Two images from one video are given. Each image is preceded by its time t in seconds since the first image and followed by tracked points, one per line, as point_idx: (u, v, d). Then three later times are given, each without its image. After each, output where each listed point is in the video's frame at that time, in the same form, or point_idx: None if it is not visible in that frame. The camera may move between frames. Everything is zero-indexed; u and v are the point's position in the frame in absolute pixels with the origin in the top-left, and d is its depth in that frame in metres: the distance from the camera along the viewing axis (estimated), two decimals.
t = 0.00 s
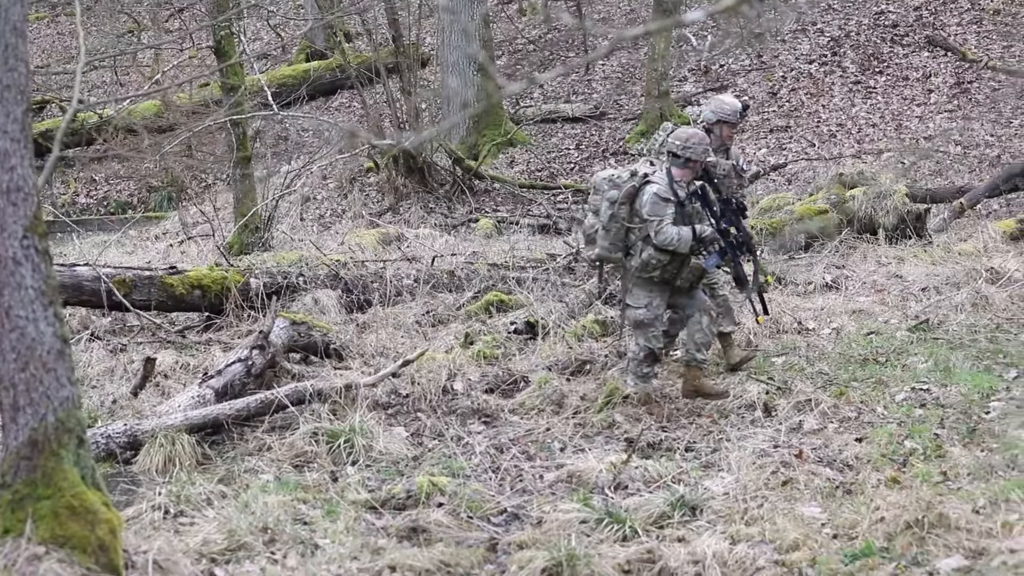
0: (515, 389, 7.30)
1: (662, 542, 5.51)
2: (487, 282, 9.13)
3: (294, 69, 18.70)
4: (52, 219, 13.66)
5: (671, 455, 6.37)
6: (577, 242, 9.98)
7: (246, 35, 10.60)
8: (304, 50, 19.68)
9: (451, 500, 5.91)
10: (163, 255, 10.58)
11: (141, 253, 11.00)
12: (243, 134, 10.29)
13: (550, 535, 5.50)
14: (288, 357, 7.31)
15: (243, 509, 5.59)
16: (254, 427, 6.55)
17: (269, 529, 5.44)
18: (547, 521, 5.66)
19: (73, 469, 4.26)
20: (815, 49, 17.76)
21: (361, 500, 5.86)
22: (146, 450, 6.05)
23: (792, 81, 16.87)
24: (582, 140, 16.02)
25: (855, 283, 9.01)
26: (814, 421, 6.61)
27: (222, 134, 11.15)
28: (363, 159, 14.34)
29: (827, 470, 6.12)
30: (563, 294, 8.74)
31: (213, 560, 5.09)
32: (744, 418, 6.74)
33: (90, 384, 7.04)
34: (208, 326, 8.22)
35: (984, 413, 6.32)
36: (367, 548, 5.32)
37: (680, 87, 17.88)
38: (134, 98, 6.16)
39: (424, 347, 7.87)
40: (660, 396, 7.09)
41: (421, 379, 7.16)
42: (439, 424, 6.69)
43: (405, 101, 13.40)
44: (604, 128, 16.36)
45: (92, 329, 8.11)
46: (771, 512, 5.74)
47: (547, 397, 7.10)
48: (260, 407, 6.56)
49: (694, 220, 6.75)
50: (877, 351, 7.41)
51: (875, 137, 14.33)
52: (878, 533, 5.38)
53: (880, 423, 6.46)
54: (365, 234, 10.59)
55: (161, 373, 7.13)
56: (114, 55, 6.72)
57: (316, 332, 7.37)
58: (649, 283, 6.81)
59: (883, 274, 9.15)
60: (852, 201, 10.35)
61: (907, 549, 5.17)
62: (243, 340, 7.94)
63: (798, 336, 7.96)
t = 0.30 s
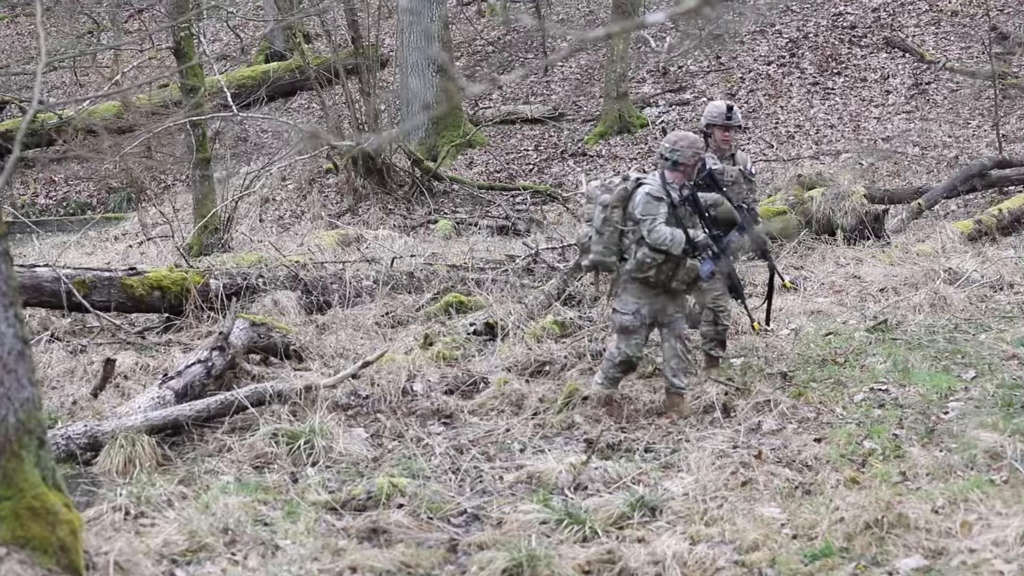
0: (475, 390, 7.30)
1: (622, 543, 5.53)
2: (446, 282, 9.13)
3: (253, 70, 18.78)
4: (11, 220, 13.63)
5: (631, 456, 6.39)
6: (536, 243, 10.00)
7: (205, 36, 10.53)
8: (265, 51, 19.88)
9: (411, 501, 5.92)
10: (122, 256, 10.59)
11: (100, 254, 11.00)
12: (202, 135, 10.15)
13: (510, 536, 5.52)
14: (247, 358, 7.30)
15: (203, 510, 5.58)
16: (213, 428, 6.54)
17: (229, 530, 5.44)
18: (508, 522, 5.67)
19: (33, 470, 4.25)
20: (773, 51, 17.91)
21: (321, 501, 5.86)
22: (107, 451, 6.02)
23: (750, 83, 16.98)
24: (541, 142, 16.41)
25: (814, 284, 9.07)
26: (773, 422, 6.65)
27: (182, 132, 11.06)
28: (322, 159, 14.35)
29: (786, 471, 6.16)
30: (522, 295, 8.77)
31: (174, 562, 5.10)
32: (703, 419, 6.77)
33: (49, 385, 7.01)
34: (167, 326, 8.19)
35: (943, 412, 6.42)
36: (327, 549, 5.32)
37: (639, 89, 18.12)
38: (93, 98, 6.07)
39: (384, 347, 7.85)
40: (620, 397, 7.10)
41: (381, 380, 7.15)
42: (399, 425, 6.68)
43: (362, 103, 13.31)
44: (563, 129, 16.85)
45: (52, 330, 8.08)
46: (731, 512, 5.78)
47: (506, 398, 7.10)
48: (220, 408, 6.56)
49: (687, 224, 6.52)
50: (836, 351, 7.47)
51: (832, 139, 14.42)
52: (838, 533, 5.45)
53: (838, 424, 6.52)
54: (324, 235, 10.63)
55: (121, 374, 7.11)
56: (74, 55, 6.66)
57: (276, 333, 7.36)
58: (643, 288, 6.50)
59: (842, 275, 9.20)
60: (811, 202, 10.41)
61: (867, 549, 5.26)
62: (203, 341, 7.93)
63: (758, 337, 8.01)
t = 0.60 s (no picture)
0: (431, 392, 7.29)
1: (579, 545, 5.53)
2: (401, 285, 9.17)
3: (207, 72, 19.19)
4: None
5: (587, 458, 6.40)
6: (491, 245, 10.08)
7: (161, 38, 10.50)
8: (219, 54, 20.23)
9: (368, 503, 5.91)
10: (77, 259, 10.62)
11: (56, 257, 11.03)
12: (158, 138, 10.29)
13: (468, 538, 5.53)
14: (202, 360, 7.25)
15: (160, 513, 5.56)
16: (170, 431, 6.50)
17: (187, 533, 5.41)
18: (465, 525, 5.68)
19: None
20: (728, 54, 18.28)
21: (278, 504, 5.85)
22: (63, 454, 5.95)
23: (704, 85, 17.37)
24: (496, 145, 16.81)
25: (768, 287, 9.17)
26: (729, 424, 6.71)
27: (138, 134, 11.08)
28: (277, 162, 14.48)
29: (742, 472, 6.20)
30: (477, 297, 8.84)
31: (132, 565, 5.09)
32: (659, 421, 6.81)
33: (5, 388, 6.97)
34: (123, 329, 8.18)
35: (898, 414, 6.57)
36: (285, 551, 5.32)
37: (593, 92, 18.51)
38: (49, 101, 5.96)
39: (340, 350, 7.85)
40: (577, 400, 7.10)
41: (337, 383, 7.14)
42: (355, 427, 6.67)
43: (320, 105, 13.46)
44: (518, 132, 17.32)
45: (7, 332, 8.02)
46: (687, 513, 5.80)
47: (462, 401, 7.11)
48: (177, 410, 6.52)
49: (667, 222, 6.39)
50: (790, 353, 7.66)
51: (786, 141, 14.73)
52: (794, 534, 5.50)
53: (793, 426, 6.60)
54: (279, 238, 10.72)
55: (77, 377, 7.08)
56: (32, 58, 6.62)
57: (231, 335, 7.32)
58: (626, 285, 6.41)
59: (796, 276, 9.32)
60: (768, 204, 10.67)
61: (824, 551, 5.35)
62: (159, 343, 7.92)
63: (714, 339, 8.14)
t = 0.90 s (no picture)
0: (387, 394, 7.30)
1: (536, 547, 5.53)
2: (357, 287, 9.18)
3: (161, 77, 19.20)
4: None
5: (543, 460, 6.41)
6: (446, 248, 10.12)
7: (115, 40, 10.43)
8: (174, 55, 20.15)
9: (324, 506, 5.90)
10: (31, 262, 10.58)
11: (9, 260, 11.00)
12: (113, 141, 10.20)
13: (425, 541, 5.53)
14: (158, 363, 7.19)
15: (116, 516, 5.53)
16: (126, 434, 6.44)
17: (143, 536, 5.38)
18: (422, 527, 5.68)
19: None
20: (682, 56, 18.41)
21: (235, 507, 5.83)
22: (18, 458, 5.86)
23: (659, 88, 17.49)
24: (450, 148, 16.91)
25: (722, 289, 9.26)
26: (685, 425, 6.75)
27: (94, 137, 11.08)
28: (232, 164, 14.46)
29: (699, 474, 6.23)
30: (432, 299, 8.88)
31: (88, 569, 5.06)
32: (615, 422, 6.83)
33: None
34: (79, 332, 8.12)
35: (853, 415, 6.67)
36: (242, 554, 5.30)
37: (547, 95, 18.68)
38: None
39: (295, 352, 7.85)
40: (534, 402, 7.12)
41: (293, 385, 7.13)
42: (311, 430, 6.65)
43: (273, 108, 13.46)
44: (472, 134, 17.52)
45: None
46: (644, 515, 5.81)
47: (418, 403, 7.11)
48: (133, 413, 6.46)
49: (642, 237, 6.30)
50: (746, 355, 7.80)
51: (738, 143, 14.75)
52: (751, 536, 5.51)
53: (750, 428, 6.66)
54: (234, 240, 10.73)
55: (31, 380, 7.02)
56: None
57: (187, 337, 7.26)
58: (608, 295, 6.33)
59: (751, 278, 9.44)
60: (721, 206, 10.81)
61: (781, 552, 5.37)
62: (115, 345, 7.89)
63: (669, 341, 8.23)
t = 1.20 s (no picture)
0: (346, 395, 7.30)
1: (496, 548, 5.53)
2: (315, 288, 9.17)
3: (120, 78, 18.99)
4: None
5: (503, 460, 6.41)
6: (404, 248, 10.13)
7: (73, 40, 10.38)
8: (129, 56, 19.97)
9: (284, 507, 5.87)
10: None
11: None
12: (70, 142, 10.21)
13: (385, 542, 5.51)
14: (117, 365, 7.12)
15: (76, 518, 5.49)
16: (85, 435, 6.39)
17: (103, 537, 5.34)
18: (382, 528, 5.67)
19: None
20: (640, 57, 18.41)
21: (194, 508, 5.80)
22: None
23: (617, 88, 17.51)
24: (408, 148, 16.91)
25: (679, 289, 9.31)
26: (645, 426, 6.78)
27: (52, 138, 11.03)
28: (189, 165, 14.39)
29: (659, 474, 6.24)
30: (391, 300, 8.88)
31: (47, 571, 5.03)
32: (574, 423, 6.86)
33: None
34: (37, 334, 8.07)
35: (813, 415, 6.74)
36: (202, 556, 5.26)
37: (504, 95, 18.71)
38: None
39: (254, 353, 7.84)
40: (494, 402, 7.13)
41: (253, 386, 7.12)
42: (270, 431, 6.64)
43: (231, 110, 13.45)
44: (429, 136, 17.48)
45: None
46: (605, 515, 5.82)
47: (377, 403, 7.11)
48: (92, 415, 6.40)
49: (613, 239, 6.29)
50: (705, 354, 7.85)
51: (696, 144, 14.77)
52: (712, 536, 5.52)
53: (710, 428, 6.70)
54: (191, 241, 10.70)
55: None
56: None
57: (146, 339, 7.21)
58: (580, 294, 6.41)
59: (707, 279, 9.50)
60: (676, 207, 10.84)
61: (741, 552, 5.37)
62: (74, 347, 7.85)
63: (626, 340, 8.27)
